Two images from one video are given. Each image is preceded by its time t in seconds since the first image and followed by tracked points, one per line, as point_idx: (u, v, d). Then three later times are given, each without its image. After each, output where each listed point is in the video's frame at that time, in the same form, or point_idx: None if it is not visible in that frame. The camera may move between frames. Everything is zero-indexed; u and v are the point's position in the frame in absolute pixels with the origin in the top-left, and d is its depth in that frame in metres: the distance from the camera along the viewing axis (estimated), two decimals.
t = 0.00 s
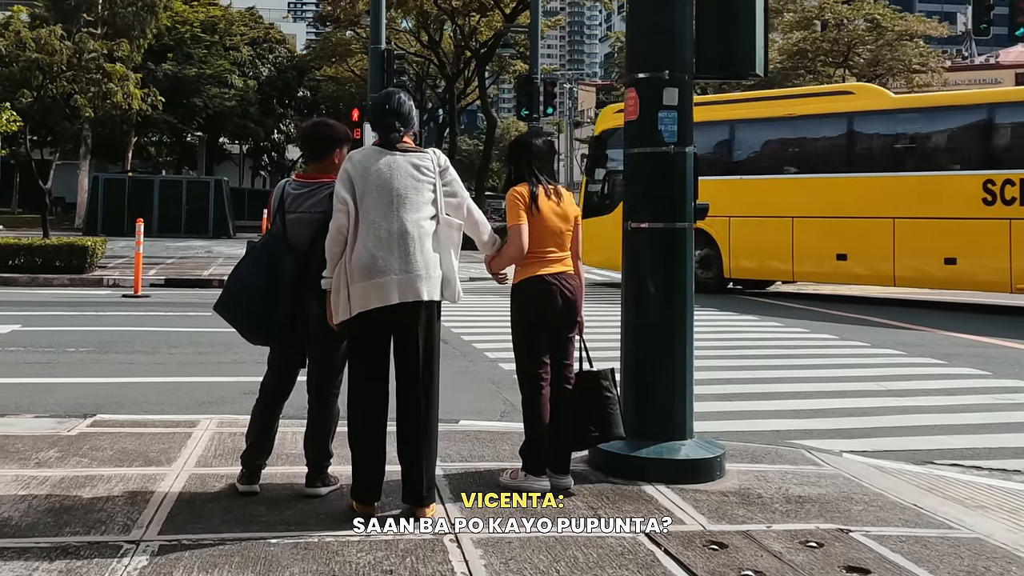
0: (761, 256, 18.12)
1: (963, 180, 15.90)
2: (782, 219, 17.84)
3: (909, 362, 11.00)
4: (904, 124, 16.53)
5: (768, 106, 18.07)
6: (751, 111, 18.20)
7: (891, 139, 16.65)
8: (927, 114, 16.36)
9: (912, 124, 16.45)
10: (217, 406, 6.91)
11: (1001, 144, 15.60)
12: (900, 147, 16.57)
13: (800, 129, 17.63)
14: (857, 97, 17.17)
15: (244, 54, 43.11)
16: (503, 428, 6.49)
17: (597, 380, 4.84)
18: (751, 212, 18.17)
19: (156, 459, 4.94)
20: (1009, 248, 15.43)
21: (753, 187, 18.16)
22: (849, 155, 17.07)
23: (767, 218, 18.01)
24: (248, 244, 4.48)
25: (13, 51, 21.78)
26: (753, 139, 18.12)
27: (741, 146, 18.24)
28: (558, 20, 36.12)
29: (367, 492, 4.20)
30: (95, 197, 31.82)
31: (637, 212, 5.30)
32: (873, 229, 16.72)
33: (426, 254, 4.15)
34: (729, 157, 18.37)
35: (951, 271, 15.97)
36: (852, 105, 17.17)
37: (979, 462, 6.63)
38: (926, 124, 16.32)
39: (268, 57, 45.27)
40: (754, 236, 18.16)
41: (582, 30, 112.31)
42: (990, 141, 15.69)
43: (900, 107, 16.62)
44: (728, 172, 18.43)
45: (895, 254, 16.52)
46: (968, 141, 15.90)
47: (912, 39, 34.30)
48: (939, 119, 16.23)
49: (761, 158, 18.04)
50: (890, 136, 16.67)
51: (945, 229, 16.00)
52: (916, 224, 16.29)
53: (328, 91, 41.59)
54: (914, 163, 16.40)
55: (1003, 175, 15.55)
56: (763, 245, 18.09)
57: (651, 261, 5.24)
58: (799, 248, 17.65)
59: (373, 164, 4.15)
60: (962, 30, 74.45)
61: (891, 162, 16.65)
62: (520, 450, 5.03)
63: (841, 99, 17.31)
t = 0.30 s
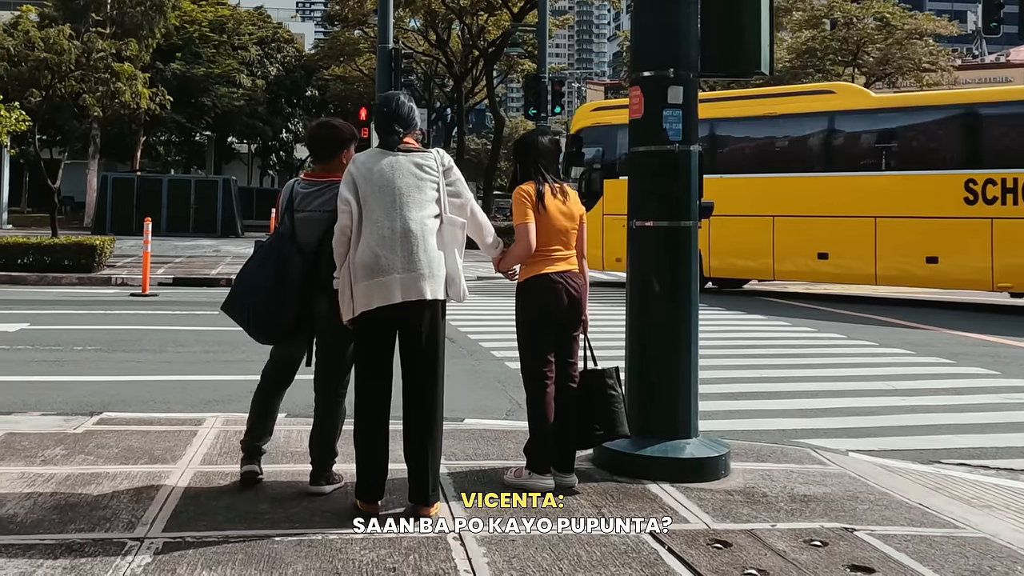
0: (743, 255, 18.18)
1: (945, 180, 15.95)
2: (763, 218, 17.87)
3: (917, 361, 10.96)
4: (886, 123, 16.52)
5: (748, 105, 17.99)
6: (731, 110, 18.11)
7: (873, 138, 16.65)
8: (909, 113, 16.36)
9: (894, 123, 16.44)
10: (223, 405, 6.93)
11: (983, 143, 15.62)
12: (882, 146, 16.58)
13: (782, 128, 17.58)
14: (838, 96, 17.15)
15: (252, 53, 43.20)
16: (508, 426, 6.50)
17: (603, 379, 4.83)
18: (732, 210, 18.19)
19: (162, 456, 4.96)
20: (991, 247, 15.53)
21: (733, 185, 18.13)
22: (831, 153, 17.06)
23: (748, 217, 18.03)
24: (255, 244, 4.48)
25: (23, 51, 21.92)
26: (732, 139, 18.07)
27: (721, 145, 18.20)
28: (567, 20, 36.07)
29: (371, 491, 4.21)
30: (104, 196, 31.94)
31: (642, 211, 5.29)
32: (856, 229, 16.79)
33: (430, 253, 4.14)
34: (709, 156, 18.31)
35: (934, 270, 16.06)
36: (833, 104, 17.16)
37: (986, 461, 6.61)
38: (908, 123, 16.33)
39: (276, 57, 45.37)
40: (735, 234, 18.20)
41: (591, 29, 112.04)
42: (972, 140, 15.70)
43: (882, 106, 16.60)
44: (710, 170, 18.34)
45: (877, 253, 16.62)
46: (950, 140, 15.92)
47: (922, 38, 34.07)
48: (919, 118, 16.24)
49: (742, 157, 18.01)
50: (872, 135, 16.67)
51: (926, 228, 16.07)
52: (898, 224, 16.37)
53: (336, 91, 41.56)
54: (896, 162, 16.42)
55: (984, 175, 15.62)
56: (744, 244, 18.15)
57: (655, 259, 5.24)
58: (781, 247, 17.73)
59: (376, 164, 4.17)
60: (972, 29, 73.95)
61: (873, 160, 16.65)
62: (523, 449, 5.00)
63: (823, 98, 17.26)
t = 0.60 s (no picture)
0: (722, 256, 18.09)
1: (924, 180, 16.00)
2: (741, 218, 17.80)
3: (924, 362, 10.92)
4: (866, 123, 16.49)
5: (725, 105, 17.86)
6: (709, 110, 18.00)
7: (853, 138, 16.64)
8: (889, 113, 16.31)
9: (875, 124, 16.43)
10: (229, 405, 6.93)
11: (964, 144, 15.68)
12: (861, 147, 16.59)
13: (760, 129, 17.48)
14: (818, 97, 17.10)
15: (258, 54, 43.24)
16: (515, 427, 6.49)
17: (610, 380, 4.82)
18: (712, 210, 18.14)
19: (168, 457, 4.95)
20: (971, 248, 15.61)
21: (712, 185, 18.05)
22: (811, 154, 17.02)
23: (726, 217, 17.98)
24: (261, 244, 4.46)
25: (30, 51, 22.01)
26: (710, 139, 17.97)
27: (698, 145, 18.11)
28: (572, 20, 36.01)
29: (378, 492, 4.20)
30: (110, 197, 32.03)
31: (649, 211, 5.28)
32: (837, 229, 16.78)
33: (435, 253, 4.13)
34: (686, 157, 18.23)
35: (914, 269, 16.09)
36: (812, 105, 17.11)
37: (995, 463, 6.57)
38: (888, 124, 16.32)
39: (282, 57, 45.40)
40: (714, 235, 18.13)
41: (597, 29, 111.90)
42: (953, 141, 15.76)
43: (863, 107, 16.56)
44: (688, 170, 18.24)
45: (857, 253, 16.63)
46: (931, 141, 15.94)
47: (929, 38, 33.92)
48: (899, 118, 16.23)
49: (720, 158, 17.93)
50: (851, 137, 16.66)
51: (906, 229, 16.11)
52: (878, 224, 16.40)
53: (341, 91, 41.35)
54: (875, 163, 16.42)
55: (964, 175, 15.70)
56: (723, 246, 18.08)
57: (662, 259, 5.22)
58: (760, 247, 17.64)
59: (381, 164, 4.17)
60: (979, 29, 73.67)
61: (852, 160, 16.66)
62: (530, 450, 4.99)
63: (804, 99, 17.17)
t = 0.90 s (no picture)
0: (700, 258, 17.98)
1: (904, 180, 16.07)
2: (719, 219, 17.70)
3: (930, 365, 10.88)
4: (846, 124, 16.58)
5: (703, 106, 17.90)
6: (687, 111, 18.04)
7: (833, 139, 16.69)
8: (869, 114, 16.42)
9: (855, 125, 16.51)
10: (234, 408, 6.92)
11: (942, 146, 15.81)
12: (840, 148, 16.64)
13: (740, 129, 17.47)
14: (798, 99, 17.16)
15: (263, 56, 43.29)
16: (521, 431, 6.47)
17: (616, 383, 4.81)
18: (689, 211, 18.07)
19: (173, 461, 4.94)
20: (951, 249, 15.70)
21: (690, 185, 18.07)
22: (792, 155, 17.01)
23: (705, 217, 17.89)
24: (266, 247, 4.44)
25: (35, 53, 22.20)
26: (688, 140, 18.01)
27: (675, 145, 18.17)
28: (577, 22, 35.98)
29: (381, 497, 4.18)
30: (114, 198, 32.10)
31: (656, 214, 5.26)
32: (817, 230, 16.76)
33: (439, 257, 4.11)
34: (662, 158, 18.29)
35: (894, 270, 16.12)
36: (792, 105, 17.13)
37: (1003, 468, 6.54)
38: (868, 126, 16.41)
39: (287, 59, 45.22)
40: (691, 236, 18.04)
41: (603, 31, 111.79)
42: (931, 143, 15.87)
43: (843, 108, 16.67)
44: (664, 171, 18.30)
45: (837, 254, 16.62)
46: (911, 142, 16.03)
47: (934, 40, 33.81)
48: (879, 120, 16.32)
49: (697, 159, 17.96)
50: (830, 138, 16.71)
51: (888, 229, 16.13)
52: (858, 225, 16.42)
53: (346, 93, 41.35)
54: (854, 164, 16.50)
55: (944, 176, 15.82)
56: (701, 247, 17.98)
57: (669, 262, 5.20)
58: (739, 248, 17.52)
59: (386, 167, 4.16)
60: (984, 32, 73.54)
61: (832, 161, 16.69)
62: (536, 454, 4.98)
63: (784, 99, 17.20)
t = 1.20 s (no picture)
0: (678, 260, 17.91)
1: (885, 181, 16.10)
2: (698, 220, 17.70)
3: (937, 366, 10.85)
4: (827, 125, 16.60)
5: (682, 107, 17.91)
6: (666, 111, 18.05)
7: (814, 141, 16.68)
8: (850, 114, 16.47)
9: (836, 126, 16.53)
10: (239, 408, 6.92)
11: (924, 146, 15.84)
12: (821, 149, 16.64)
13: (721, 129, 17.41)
14: (778, 100, 17.13)
15: (267, 57, 43.36)
16: (526, 431, 6.47)
17: (620, 382, 4.82)
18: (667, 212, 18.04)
19: (178, 460, 4.94)
20: (932, 248, 15.72)
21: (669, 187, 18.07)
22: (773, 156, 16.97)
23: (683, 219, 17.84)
24: (272, 247, 4.44)
25: (40, 55, 22.12)
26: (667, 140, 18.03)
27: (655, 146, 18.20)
28: (581, 22, 35.97)
29: (385, 496, 4.18)
30: (120, 199, 32.18)
31: (660, 214, 5.25)
32: (798, 231, 16.75)
33: (445, 255, 4.11)
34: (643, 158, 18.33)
35: (876, 271, 16.13)
36: (772, 107, 17.12)
37: (1010, 468, 6.52)
38: (849, 127, 16.42)
39: (291, 60, 45.70)
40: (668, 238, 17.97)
41: (607, 32, 111.70)
42: (913, 144, 15.91)
43: (822, 109, 16.73)
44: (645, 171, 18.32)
45: (819, 255, 16.61)
46: (891, 142, 16.06)
47: (940, 40, 33.71)
48: (860, 121, 16.33)
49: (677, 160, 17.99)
50: (811, 139, 16.71)
51: (871, 230, 16.12)
52: (839, 226, 16.41)
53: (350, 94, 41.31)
54: (835, 166, 16.49)
55: (925, 177, 15.85)
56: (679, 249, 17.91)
57: (673, 262, 5.20)
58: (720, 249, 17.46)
59: (394, 167, 4.16)
60: (989, 34, 73.40)
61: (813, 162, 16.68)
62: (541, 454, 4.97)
63: (765, 100, 17.16)
